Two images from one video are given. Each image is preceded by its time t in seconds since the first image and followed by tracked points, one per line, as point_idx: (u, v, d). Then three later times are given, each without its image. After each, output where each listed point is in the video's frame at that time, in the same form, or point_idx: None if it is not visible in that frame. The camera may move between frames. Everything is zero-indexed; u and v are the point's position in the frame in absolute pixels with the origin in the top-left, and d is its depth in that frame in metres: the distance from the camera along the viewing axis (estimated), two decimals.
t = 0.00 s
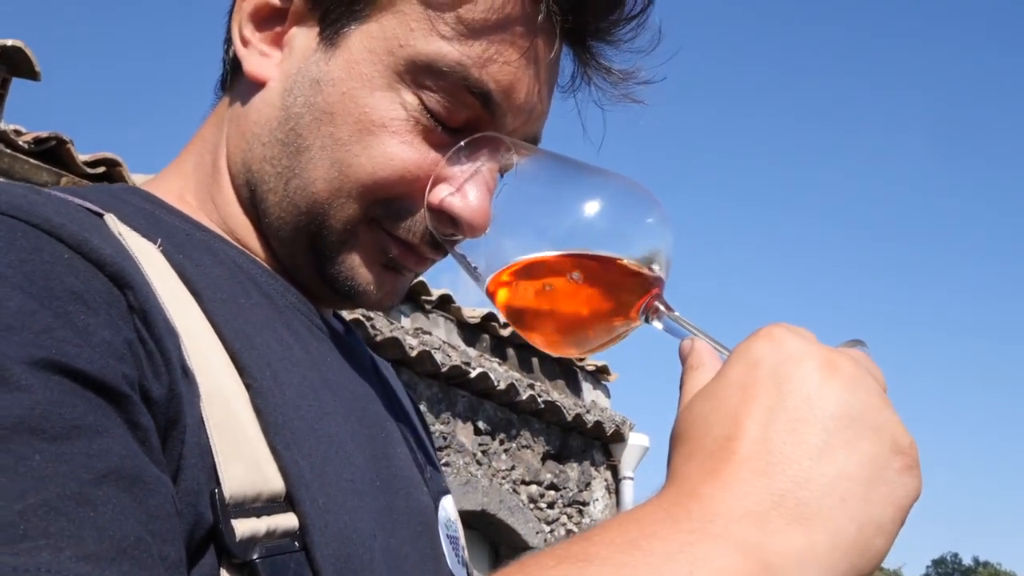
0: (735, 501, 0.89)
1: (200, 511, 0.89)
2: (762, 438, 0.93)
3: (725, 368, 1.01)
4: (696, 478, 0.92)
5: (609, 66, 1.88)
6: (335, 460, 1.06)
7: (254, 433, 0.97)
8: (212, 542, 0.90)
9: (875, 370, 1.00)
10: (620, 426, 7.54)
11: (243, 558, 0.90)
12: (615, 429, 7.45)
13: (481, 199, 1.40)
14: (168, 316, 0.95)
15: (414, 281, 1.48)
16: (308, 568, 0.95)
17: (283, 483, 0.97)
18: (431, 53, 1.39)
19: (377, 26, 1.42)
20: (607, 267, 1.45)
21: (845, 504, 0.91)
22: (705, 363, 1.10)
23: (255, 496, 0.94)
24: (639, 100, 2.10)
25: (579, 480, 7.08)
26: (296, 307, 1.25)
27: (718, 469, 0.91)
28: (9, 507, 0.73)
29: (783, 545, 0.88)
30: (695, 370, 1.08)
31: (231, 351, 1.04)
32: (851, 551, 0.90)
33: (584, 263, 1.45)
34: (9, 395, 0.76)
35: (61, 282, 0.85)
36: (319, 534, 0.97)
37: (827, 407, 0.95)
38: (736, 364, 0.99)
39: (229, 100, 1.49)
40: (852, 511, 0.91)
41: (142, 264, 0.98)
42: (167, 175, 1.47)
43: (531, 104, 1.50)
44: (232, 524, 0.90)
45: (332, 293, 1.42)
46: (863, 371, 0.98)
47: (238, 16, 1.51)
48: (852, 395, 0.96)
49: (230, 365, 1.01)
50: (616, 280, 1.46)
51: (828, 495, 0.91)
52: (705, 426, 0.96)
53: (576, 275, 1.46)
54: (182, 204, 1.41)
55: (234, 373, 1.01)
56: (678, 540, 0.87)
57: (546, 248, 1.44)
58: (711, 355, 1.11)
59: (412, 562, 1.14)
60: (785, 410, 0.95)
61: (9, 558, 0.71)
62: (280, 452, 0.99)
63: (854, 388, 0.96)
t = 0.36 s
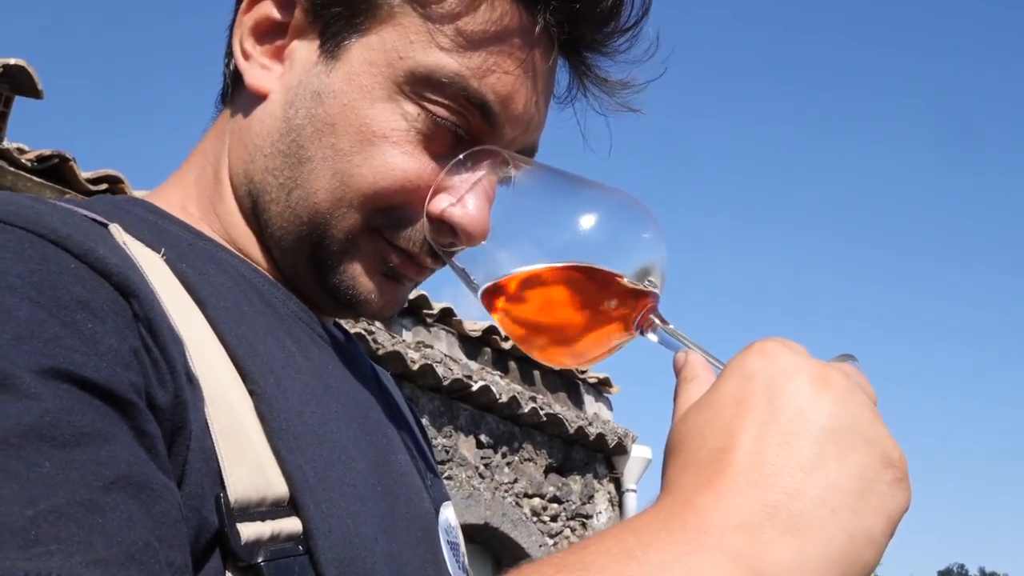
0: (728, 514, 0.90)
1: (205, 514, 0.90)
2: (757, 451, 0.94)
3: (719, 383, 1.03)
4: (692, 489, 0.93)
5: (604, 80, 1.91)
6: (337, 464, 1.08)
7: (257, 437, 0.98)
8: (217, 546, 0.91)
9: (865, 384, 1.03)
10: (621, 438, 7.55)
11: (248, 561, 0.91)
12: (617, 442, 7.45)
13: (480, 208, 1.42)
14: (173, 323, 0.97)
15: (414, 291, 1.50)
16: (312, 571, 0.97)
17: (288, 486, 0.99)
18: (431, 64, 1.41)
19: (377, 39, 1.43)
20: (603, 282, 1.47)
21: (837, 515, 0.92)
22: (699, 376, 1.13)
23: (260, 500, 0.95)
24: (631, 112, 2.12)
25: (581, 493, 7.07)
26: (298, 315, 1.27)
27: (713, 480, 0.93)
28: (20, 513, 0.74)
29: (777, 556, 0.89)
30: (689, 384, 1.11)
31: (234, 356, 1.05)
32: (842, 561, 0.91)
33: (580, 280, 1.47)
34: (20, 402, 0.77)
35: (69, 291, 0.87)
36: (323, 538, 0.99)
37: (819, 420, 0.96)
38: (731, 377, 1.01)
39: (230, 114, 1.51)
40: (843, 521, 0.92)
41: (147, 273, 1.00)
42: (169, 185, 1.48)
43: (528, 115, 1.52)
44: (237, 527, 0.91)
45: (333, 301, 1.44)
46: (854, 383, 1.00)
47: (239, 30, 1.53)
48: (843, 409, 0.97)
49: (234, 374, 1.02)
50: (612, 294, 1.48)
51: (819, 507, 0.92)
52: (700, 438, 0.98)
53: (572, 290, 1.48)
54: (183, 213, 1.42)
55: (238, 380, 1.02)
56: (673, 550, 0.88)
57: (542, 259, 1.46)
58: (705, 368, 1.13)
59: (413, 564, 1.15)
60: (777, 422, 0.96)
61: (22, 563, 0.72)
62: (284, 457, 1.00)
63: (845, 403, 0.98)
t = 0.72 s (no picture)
0: (716, 523, 0.91)
1: (213, 515, 0.92)
2: (746, 461, 0.95)
3: (712, 392, 1.03)
4: (683, 497, 0.94)
5: (604, 85, 1.92)
6: (342, 465, 1.09)
7: (262, 435, 0.99)
8: (225, 544, 0.92)
9: (856, 392, 1.02)
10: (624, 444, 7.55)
11: (255, 559, 0.91)
12: (621, 448, 7.45)
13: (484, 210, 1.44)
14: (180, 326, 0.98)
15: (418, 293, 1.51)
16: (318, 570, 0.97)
17: (295, 487, 0.99)
18: (433, 69, 1.43)
19: (378, 45, 1.45)
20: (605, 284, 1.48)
21: (824, 523, 0.92)
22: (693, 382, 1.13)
23: (267, 500, 0.95)
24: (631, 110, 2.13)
25: (585, 499, 7.07)
26: (304, 320, 1.27)
27: (704, 488, 0.94)
28: (27, 516, 0.75)
29: (763, 563, 0.90)
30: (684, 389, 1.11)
31: (240, 359, 1.06)
32: (829, 568, 0.91)
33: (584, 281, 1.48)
34: (30, 405, 0.78)
35: (76, 297, 0.88)
36: (328, 537, 0.99)
37: (808, 431, 0.96)
38: (722, 387, 1.01)
39: (235, 122, 1.52)
40: (830, 530, 0.92)
41: (155, 279, 1.01)
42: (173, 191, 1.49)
43: (529, 117, 1.53)
44: (245, 526, 0.92)
45: (338, 305, 1.45)
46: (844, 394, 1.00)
47: (242, 39, 1.54)
48: (832, 419, 0.97)
49: (241, 377, 1.03)
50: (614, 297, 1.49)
51: (807, 515, 0.92)
52: (692, 446, 0.98)
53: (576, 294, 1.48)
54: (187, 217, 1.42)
55: (245, 383, 1.03)
56: (664, 557, 0.89)
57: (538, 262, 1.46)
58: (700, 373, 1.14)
59: (417, 564, 1.16)
60: (767, 432, 0.97)
61: (29, 565, 0.73)
62: (290, 457, 1.01)
63: (836, 413, 0.98)
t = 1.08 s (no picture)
0: (706, 532, 0.93)
1: (224, 508, 0.92)
2: (738, 471, 0.97)
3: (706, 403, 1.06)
4: (674, 507, 0.96)
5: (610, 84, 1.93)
6: (351, 460, 1.09)
7: (272, 430, 1.00)
8: (236, 536, 0.94)
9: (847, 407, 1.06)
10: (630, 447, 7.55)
11: (267, 551, 0.92)
12: (627, 450, 7.45)
13: (491, 211, 1.44)
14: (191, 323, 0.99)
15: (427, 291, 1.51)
16: (327, 562, 0.98)
17: (305, 481, 1.00)
18: (440, 70, 1.43)
19: (386, 47, 1.45)
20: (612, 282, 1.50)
21: (810, 535, 0.94)
22: (688, 390, 1.16)
23: (277, 493, 0.96)
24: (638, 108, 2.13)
25: (591, 501, 7.07)
26: (315, 317, 1.28)
27: (695, 497, 0.96)
28: (40, 515, 0.76)
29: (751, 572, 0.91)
30: (680, 397, 1.14)
31: (251, 355, 1.06)
32: None
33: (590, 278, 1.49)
34: (45, 404, 0.79)
35: (89, 297, 0.88)
36: (338, 530, 1.00)
37: (799, 444, 0.99)
38: (716, 398, 1.04)
39: (245, 124, 1.53)
40: (816, 542, 0.94)
41: (167, 277, 1.02)
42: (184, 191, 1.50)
43: (536, 117, 1.53)
44: (257, 518, 0.93)
45: (348, 303, 1.45)
46: (835, 406, 1.03)
47: (251, 42, 1.54)
48: (821, 433, 1.01)
49: (252, 373, 1.03)
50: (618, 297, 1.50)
51: (794, 527, 0.94)
52: (685, 455, 1.00)
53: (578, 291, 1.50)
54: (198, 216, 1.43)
55: (256, 379, 1.03)
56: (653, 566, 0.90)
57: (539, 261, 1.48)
58: (695, 381, 1.17)
59: (424, 558, 1.16)
60: (759, 444, 0.99)
61: (43, 564, 0.74)
62: (301, 451, 1.02)
63: (825, 427, 1.01)
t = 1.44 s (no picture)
0: (687, 554, 0.93)
1: (236, 502, 0.93)
2: (723, 495, 0.98)
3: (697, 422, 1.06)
4: (658, 526, 0.96)
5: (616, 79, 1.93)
6: (362, 453, 1.09)
7: (285, 423, 1.00)
8: (250, 527, 0.94)
9: (836, 436, 1.06)
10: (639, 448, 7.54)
11: (278, 542, 0.92)
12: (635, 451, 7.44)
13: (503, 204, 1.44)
14: (203, 318, 0.99)
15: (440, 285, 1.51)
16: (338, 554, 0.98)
17: (316, 473, 1.01)
18: (450, 64, 1.44)
19: (396, 43, 1.46)
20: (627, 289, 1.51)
21: (788, 563, 0.95)
22: (683, 403, 1.17)
23: (289, 485, 0.96)
24: (645, 105, 2.14)
25: (599, 502, 7.07)
26: (328, 312, 1.27)
27: (678, 517, 0.96)
28: (46, 521, 0.77)
29: None
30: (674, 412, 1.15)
31: (263, 349, 1.06)
32: None
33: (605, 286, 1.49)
34: (56, 409, 0.80)
35: (102, 297, 0.89)
36: (348, 522, 1.00)
37: (785, 471, 1.00)
38: (708, 418, 1.04)
39: (256, 123, 1.53)
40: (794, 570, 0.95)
41: (180, 273, 1.02)
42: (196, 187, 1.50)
43: (546, 110, 1.53)
44: (269, 510, 0.93)
45: (362, 297, 1.45)
46: (824, 435, 1.04)
47: (261, 42, 1.55)
48: (809, 460, 1.01)
49: (265, 368, 1.04)
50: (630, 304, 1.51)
51: (774, 555, 0.95)
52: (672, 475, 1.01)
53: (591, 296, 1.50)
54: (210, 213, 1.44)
55: (269, 373, 1.04)
56: None
57: (547, 259, 1.48)
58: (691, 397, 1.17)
59: (433, 550, 1.17)
60: (746, 468, 1.00)
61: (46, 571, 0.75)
62: (313, 445, 1.02)
63: (814, 454, 1.02)
